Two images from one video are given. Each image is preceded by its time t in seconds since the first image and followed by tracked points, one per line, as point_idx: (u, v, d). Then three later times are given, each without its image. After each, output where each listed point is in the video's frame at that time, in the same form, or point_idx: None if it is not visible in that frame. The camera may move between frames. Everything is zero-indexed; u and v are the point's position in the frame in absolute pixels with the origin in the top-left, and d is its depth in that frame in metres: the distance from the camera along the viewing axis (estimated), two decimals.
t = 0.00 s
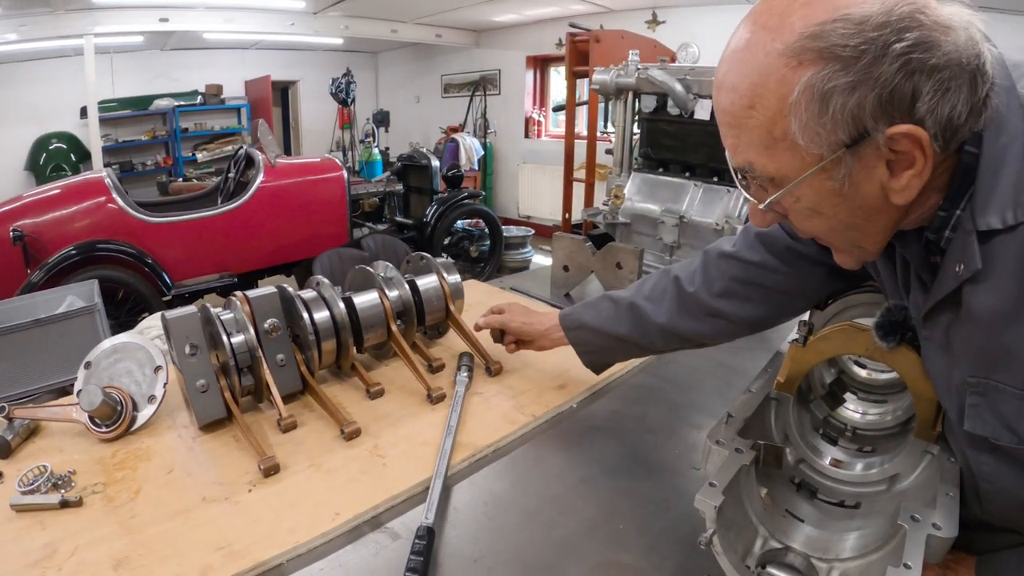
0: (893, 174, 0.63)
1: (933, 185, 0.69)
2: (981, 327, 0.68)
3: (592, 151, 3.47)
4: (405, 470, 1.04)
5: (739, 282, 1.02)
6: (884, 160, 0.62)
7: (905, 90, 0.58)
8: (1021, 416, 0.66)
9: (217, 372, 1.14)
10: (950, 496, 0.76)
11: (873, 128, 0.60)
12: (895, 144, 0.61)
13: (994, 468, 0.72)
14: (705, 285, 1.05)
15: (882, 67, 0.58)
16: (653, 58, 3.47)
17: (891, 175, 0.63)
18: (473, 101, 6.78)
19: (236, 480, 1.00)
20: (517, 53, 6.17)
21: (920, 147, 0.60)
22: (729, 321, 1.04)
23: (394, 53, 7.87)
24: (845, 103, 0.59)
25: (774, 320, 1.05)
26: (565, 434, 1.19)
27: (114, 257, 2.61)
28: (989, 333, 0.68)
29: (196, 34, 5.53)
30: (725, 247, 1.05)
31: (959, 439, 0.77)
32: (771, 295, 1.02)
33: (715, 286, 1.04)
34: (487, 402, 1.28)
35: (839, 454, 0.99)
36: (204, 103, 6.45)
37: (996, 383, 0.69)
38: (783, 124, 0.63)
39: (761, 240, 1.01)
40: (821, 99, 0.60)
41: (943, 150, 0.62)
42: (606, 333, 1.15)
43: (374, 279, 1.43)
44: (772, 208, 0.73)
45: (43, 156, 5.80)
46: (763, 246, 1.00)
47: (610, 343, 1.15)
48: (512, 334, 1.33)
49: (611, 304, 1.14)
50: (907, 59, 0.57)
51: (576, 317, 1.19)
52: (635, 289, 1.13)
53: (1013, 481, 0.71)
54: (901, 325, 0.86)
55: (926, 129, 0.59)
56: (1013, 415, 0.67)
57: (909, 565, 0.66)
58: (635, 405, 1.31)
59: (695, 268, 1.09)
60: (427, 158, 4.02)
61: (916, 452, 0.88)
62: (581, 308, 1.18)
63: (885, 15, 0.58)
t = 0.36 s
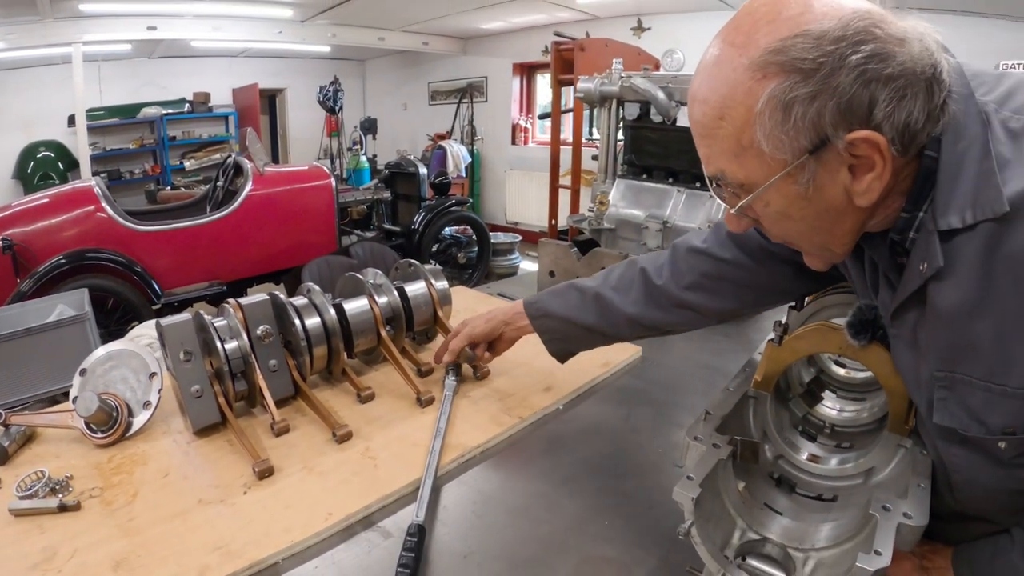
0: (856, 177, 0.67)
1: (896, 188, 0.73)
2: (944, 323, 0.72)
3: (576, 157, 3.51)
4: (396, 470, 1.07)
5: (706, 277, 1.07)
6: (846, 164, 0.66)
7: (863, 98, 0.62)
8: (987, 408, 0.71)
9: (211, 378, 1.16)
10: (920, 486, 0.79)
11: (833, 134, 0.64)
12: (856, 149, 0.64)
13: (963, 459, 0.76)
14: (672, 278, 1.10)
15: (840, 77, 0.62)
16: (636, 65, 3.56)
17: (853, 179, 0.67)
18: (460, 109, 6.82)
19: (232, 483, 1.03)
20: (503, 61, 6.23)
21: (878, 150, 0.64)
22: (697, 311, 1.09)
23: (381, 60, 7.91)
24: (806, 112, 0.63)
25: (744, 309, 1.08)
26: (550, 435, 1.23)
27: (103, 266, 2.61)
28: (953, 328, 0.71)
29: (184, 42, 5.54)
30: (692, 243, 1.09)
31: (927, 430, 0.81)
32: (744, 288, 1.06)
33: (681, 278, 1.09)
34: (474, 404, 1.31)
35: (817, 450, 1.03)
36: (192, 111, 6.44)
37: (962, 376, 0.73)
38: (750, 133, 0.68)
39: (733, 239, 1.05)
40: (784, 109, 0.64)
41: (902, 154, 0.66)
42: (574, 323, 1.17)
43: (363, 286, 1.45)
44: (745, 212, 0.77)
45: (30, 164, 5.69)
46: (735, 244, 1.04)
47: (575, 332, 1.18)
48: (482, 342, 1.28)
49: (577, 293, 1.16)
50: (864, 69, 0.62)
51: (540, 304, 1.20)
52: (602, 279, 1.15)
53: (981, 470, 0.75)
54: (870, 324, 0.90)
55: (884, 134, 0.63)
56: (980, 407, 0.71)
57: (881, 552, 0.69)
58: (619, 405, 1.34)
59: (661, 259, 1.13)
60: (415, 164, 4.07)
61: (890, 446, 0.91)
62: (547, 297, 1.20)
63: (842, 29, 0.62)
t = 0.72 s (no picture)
0: (825, 187, 0.71)
1: (865, 195, 0.77)
2: (914, 324, 0.76)
3: (565, 163, 3.55)
4: (392, 471, 1.10)
5: (697, 285, 1.10)
6: (815, 175, 0.70)
7: (829, 113, 0.66)
8: (958, 405, 0.75)
9: (210, 385, 1.19)
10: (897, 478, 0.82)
11: (802, 148, 0.68)
12: (824, 161, 0.69)
13: (936, 453, 0.80)
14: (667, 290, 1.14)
15: (808, 94, 0.66)
16: (622, 73, 3.62)
17: (823, 188, 0.71)
18: (448, 116, 6.87)
19: (232, 486, 1.06)
20: (491, 68, 6.28)
21: (845, 162, 0.68)
22: (689, 319, 1.13)
23: (369, 68, 7.94)
24: (777, 126, 0.68)
25: (731, 318, 1.13)
26: (542, 436, 1.26)
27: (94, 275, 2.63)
28: (922, 328, 0.75)
29: (173, 50, 5.54)
30: (683, 253, 1.13)
31: (904, 427, 0.85)
32: (733, 294, 1.10)
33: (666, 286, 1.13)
34: (467, 408, 1.34)
35: (799, 446, 1.06)
36: (181, 119, 6.43)
37: (932, 375, 0.77)
38: (724, 146, 0.72)
39: (717, 247, 1.09)
40: (756, 123, 0.68)
41: (867, 164, 0.70)
42: (570, 317, 1.20)
43: (355, 293, 1.48)
44: (720, 221, 0.82)
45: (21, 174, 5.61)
46: (719, 252, 1.08)
47: (569, 332, 1.22)
48: (472, 319, 1.34)
49: (579, 292, 1.20)
50: (831, 86, 0.66)
51: (540, 299, 1.23)
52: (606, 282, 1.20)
53: (951, 462, 0.79)
54: (848, 325, 0.92)
55: (850, 146, 0.68)
56: (950, 403, 0.76)
57: (857, 540, 0.71)
58: (609, 407, 1.38)
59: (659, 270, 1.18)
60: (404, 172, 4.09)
61: (868, 442, 0.95)
62: (548, 294, 1.23)
63: (811, 48, 0.66)
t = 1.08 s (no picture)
0: (808, 186, 0.74)
1: (848, 195, 0.80)
2: (895, 318, 0.79)
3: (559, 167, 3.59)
4: (390, 469, 1.13)
5: (688, 283, 1.13)
6: (799, 174, 0.74)
7: (813, 116, 0.69)
8: (938, 395, 0.78)
9: (211, 386, 1.22)
10: (882, 470, 0.84)
11: (786, 149, 0.71)
12: (807, 161, 0.72)
13: (919, 444, 0.81)
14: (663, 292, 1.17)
15: (792, 97, 0.69)
16: (616, 77, 3.66)
17: (807, 187, 0.74)
18: (443, 120, 6.90)
19: (234, 485, 1.08)
20: (486, 72, 6.32)
21: (827, 162, 0.71)
22: (681, 320, 1.17)
23: (364, 72, 7.97)
24: (762, 128, 0.71)
25: (721, 318, 1.16)
26: (536, 434, 1.29)
27: (91, 279, 2.63)
28: (903, 321, 0.79)
29: (168, 55, 5.57)
30: (677, 255, 1.16)
31: (885, 420, 0.86)
32: (720, 293, 1.13)
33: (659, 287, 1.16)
34: (464, 408, 1.37)
35: (788, 442, 1.09)
36: (176, 123, 6.44)
37: (914, 366, 0.80)
38: (712, 147, 0.75)
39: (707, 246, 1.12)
40: (742, 126, 0.72)
41: (850, 165, 0.73)
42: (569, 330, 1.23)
43: (354, 296, 1.51)
44: (709, 219, 0.85)
45: (15, 177, 5.62)
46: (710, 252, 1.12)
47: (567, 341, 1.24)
48: (474, 344, 1.33)
49: (574, 302, 1.23)
50: (814, 90, 0.69)
51: (536, 313, 1.25)
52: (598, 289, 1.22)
53: (936, 453, 0.81)
54: (833, 322, 0.93)
55: (832, 148, 0.71)
56: (931, 393, 0.79)
57: (841, 529, 0.72)
58: (603, 406, 1.41)
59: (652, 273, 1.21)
60: (399, 176, 4.11)
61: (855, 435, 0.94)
62: (545, 305, 1.25)
63: (794, 54, 0.69)
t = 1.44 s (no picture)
0: (788, 193, 0.77)
1: (828, 201, 0.81)
2: (876, 319, 0.80)
3: (554, 170, 3.61)
4: (385, 468, 1.15)
5: (676, 289, 1.16)
6: (779, 182, 0.76)
7: (790, 125, 0.72)
8: (919, 394, 0.79)
9: (210, 387, 1.24)
10: (866, 466, 0.84)
11: (765, 158, 0.74)
12: (786, 169, 0.74)
13: (904, 443, 0.83)
14: (646, 298, 1.19)
15: (769, 108, 0.71)
16: (609, 80, 3.70)
17: (786, 195, 0.77)
18: (439, 123, 6.93)
19: (232, 484, 1.10)
20: (481, 75, 6.35)
21: (806, 170, 0.74)
22: (669, 322, 1.19)
23: (360, 75, 8.00)
24: (741, 138, 0.73)
25: (708, 323, 1.19)
26: (530, 433, 1.31)
27: (89, 282, 2.65)
28: (883, 323, 0.79)
29: (165, 58, 5.58)
30: (664, 263, 1.18)
31: (873, 422, 0.87)
32: (707, 299, 1.16)
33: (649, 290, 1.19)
34: (459, 407, 1.39)
35: (776, 440, 1.11)
36: (172, 127, 6.45)
37: (895, 366, 0.80)
38: (693, 158, 0.78)
39: (694, 252, 1.14)
40: (721, 136, 0.74)
41: (829, 172, 0.76)
42: (559, 345, 1.25)
43: (351, 298, 1.53)
44: (692, 227, 0.87)
45: (12, 181, 5.63)
46: (697, 257, 1.14)
47: (557, 356, 1.27)
48: (462, 365, 1.36)
49: (562, 316, 1.25)
50: (791, 100, 0.71)
51: (525, 329, 1.28)
52: (584, 301, 1.25)
53: (919, 450, 0.82)
54: (819, 321, 0.94)
55: (810, 156, 0.73)
56: (912, 392, 0.79)
57: (824, 522, 0.72)
58: (595, 406, 1.44)
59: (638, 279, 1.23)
60: (395, 180, 4.15)
61: (841, 432, 0.95)
62: (531, 321, 1.28)
63: (771, 66, 0.72)
